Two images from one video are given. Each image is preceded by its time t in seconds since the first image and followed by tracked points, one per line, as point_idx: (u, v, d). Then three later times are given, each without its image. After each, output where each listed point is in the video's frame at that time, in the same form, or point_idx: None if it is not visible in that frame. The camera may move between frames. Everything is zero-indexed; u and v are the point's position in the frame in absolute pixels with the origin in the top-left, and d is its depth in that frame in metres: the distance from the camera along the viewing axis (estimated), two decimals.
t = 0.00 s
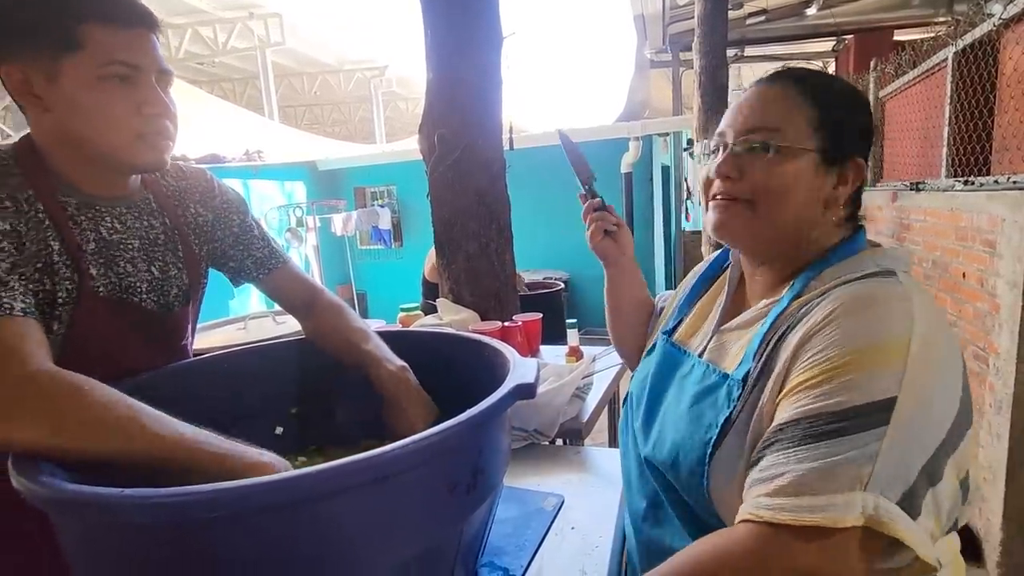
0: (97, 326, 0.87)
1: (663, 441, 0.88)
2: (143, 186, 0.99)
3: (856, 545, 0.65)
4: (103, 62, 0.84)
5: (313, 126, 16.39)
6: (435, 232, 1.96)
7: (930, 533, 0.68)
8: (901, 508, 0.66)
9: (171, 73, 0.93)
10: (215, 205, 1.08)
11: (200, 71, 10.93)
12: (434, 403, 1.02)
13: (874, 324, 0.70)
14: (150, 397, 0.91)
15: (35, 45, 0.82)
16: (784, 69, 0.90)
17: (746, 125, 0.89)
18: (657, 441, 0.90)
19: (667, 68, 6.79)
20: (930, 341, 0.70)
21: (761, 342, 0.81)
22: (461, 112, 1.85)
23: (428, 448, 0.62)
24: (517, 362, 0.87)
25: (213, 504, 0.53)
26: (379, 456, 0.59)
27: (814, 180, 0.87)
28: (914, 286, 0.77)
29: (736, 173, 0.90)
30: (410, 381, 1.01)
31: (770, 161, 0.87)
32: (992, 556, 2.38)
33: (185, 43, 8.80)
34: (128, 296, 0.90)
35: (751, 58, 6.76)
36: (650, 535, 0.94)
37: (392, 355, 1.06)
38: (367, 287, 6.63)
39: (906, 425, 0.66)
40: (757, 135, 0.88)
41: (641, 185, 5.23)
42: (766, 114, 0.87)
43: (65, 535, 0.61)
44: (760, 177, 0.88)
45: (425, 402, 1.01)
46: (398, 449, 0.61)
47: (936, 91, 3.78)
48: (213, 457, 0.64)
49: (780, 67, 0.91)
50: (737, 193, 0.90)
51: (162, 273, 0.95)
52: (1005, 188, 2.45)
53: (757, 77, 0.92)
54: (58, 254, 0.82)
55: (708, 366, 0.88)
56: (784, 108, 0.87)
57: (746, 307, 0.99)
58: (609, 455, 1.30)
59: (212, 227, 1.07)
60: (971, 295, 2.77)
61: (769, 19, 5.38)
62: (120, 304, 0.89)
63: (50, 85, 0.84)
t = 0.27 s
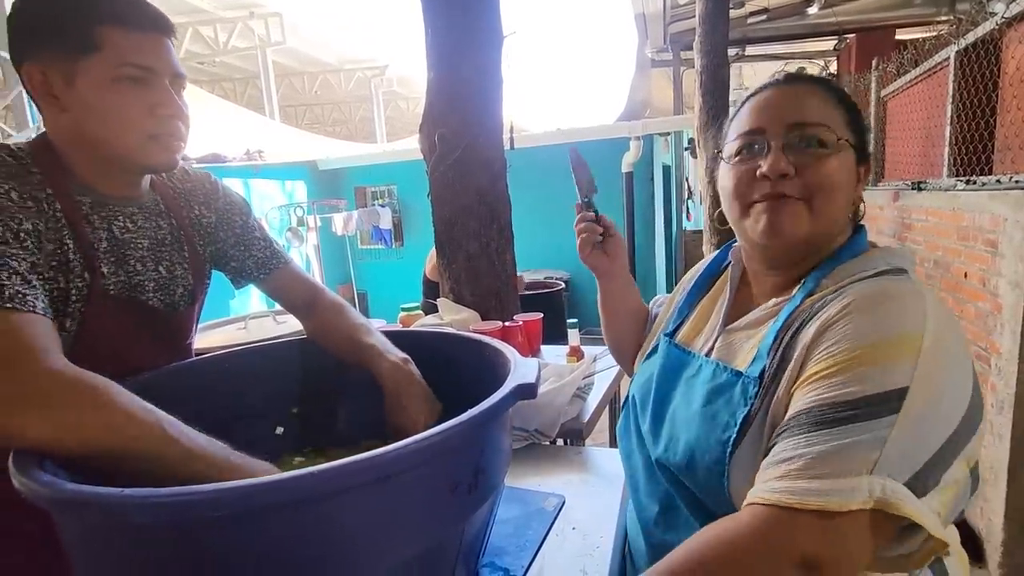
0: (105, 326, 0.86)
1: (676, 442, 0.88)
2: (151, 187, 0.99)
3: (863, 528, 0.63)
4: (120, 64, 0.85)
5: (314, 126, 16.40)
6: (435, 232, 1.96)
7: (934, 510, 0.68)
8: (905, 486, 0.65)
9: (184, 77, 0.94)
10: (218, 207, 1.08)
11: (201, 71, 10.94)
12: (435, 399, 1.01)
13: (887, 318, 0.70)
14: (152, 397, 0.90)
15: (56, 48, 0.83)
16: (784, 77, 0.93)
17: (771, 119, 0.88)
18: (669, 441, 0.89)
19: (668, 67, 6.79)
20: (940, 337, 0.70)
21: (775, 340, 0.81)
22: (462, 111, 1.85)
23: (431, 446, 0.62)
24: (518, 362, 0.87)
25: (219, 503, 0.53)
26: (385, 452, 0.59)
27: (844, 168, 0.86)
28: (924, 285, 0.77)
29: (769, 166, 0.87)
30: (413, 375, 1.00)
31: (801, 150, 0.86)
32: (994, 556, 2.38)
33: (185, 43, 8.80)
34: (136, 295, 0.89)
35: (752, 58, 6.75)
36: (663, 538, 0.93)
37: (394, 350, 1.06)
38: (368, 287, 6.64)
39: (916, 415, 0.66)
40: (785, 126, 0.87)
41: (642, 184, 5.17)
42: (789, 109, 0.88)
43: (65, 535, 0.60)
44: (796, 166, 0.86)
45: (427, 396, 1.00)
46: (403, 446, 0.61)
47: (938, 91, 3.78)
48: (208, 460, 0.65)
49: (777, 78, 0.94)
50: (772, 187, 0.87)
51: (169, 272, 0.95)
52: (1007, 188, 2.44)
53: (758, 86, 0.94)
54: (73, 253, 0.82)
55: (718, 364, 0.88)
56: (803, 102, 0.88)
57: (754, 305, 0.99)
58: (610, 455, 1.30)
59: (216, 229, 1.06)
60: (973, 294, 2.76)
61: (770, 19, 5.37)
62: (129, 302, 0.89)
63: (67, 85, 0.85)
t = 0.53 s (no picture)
0: (108, 327, 0.86)
1: (667, 441, 0.87)
2: (155, 189, 0.99)
3: (855, 521, 0.62)
4: (127, 66, 0.85)
5: (313, 125, 16.39)
6: (435, 231, 1.95)
7: (924, 504, 0.66)
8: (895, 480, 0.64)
9: (190, 80, 0.94)
10: (221, 209, 1.08)
11: (201, 70, 10.93)
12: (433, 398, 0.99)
13: (871, 311, 0.69)
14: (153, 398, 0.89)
15: (65, 50, 0.83)
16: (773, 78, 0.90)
17: (760, 125, 0.86)
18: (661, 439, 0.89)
19: (668, 66, 6.78)
20: (928, 329, 0.69)
21: (761, 338, 0.80)
22: (461, 111, 1.84)
23: (425, 447, 0.61)
24: (518, 361, 0.86)
25: (219, 502, 0.52)
26: (374, 454, 0.58)
27: (833, 173, 0.86)
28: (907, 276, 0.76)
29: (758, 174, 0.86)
30: (411, 372, 0.99)
31: (791, 157, 0.85)
32: (995, 556, 2.37)
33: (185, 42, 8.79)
34: (137, 296, 0.89)
35: (752, 57, 6.75)
36: (658, 535, 0.92)
37: (392, 346, 1.05)
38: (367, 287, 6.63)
39: (902, 407, 0.65)
40: (775, 133, 0.86)
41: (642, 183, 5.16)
42: (778, 114, 0.86)
43: (63, 535, 0.60)
44: (785, 173, 0.85)
45: (426, 395, 0.97)
46: (395, 448, 0.60)
47: (939, 90, 3.77)
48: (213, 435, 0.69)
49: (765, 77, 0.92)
50: (762, 194, 0.87)
51: (171, 273, 0.94)
52: (1008, 187, 2.44)
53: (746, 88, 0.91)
54: (76, 255, 0.83)
55: (709, 365, 0.87)
56: (793, 107, 0.86)
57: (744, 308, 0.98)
58: (610, 454, 1.29)
59: (218, 230, 1.06)
60: (974, 293, 2.76)
61: (771, 18, 5.36)
62: (130, 304, 0.88)
63: (76, 87, 0.85)
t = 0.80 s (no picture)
0: (106, 329, 0.86)
1: (668, 441, 0.87)
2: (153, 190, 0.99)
3: (855, 516, 0.62)
4: (122, 68, 0.84)
5: (313, 125, 16.39)
6: (435, 231, 1.95)
7: (925, 499, 0.66)
8: (896, 475, 0.64)
9: (187, 81, 0.93)
10: (220, 209, 1.07)
11: (201, 70, 10.94)
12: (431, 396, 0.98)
13: (870, 306, 0.69)
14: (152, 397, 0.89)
15: (61, 50, 0.83)
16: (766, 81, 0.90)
17: (755, 127, 0.86)
18: (661, 440, 0.89)
19: (669, 66, 6.78)
20: (927, 325, 0.69)
21: (760, 338, 0.80)
22: (462, 110, 1.84)
23: (425, 448, 0.61)
24: (519, 360, 0.86)
25: (221, 503, 0.52)
26: (373, 454, 0.58)
27: (827, 174, 0.86)
28: (905, 273, 0.76)
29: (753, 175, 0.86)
30: (409, 374, 0.98)
31: (784, 159, 0.85)
32: (996, 555, 2.37)
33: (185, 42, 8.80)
34: (133, 297, 0.89)
35: (752, 57, 6.75)
36: (661, 534, 0.92)
37: (391, 347, 1.04)
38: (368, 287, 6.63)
39: (902, 402, 0.65)
40: (768, 134, 0.85)
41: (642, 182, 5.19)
42: (770, 116, 0.85)
43: (63, 534, 0.59)
44: (779, 175, 0.85)
45: (424, 397, 0.96)
46: (395, 449, 0.59)
47: (940, 89, 3.77)
48: (207, 422, 0.72)
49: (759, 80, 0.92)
50: (756, 196, 0.87)
51: (167, 274, 0.94)
52: (1009, 186, 2.43)
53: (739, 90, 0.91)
54: (73, 260, 0.83)
55: (710, 366, 0.87)
56: (786, 109, 0.86)
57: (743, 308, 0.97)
58: (611, 454, 1.29)
59: (217, 230, 1.05)
60: (975, 293, 2.76)
61: (771, 17, 5.35)
62: (127, 305, 0.88)
63: (71, 88, 0.84)
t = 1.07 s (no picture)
0: (103, 333, 0.86)
1: (672, 444, 0.87)
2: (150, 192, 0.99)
3: (858, 515, 0.62)
4: (113, 70, 0.84)
5: (313, 125, 16.39)
6: (435, 231, 1.94)
7: (929, 497, 0.66)
8: (900, 473, 0.64)
9: (180, 82, 0.92)
10: (218, 210, 1.06)
11: (201, 70, 10.94)
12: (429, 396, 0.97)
13: (873, 306, 0.69)
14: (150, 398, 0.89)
15: (52, 53, 0.83)
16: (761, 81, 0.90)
17: (752, 128, 0.86)
18: (664, 443, 0.88)
19: (669, 66, 6.78)
20: (930, 324, 0.69)
21: (763, 338, 0.79)
22: (462, 110, 1.84)
23: (426, 449, 0.61)
24: (519, 361, 0.86)
25: (221, 506, 0.52)
26: (373, 456, 0.58)
27: (825, 173, 0.85)
28: (909, 272, 0.75)
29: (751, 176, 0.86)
30: (408, 377, 0.97)
31: (782, 159, 0.85)
32: (997, 556, 2.37)
33: (185, 43, 8.80)
34: (131, 301, 0.89)
35: (753, 56, 6.75)
36: (666, 536, 0.92)
37: (391, 350, 1.04)
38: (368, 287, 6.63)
39: (906, 400, 0.64)
40: (764, 135, 0.85)
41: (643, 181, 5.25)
42: (766, 116, 0.85)
43: (61, 536, 0.59)
44: (777, 175, 0.85)
45: (422, 400, 0.95)
46: (395, 450, 0.59)
47: (940, 89, 3.77)
48: (206, 409, 0.73)
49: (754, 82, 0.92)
50: (755, 197, 0.86)
51: (164, 276, 0.94)
52: (1010, 186, 2.43)
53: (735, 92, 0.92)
54: (69, 264, 0.82)
55: (713, 368, 0.86)
56: (783, 109, 0.86)
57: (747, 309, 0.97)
58: (612, 454, 1.29)
59: (215, 232, 1.05)
60: (976, 292, 2.75)
61: (771, 17, 5.35)
62: (124, 309, 0.88)
63: (62, 91, 0.84)
